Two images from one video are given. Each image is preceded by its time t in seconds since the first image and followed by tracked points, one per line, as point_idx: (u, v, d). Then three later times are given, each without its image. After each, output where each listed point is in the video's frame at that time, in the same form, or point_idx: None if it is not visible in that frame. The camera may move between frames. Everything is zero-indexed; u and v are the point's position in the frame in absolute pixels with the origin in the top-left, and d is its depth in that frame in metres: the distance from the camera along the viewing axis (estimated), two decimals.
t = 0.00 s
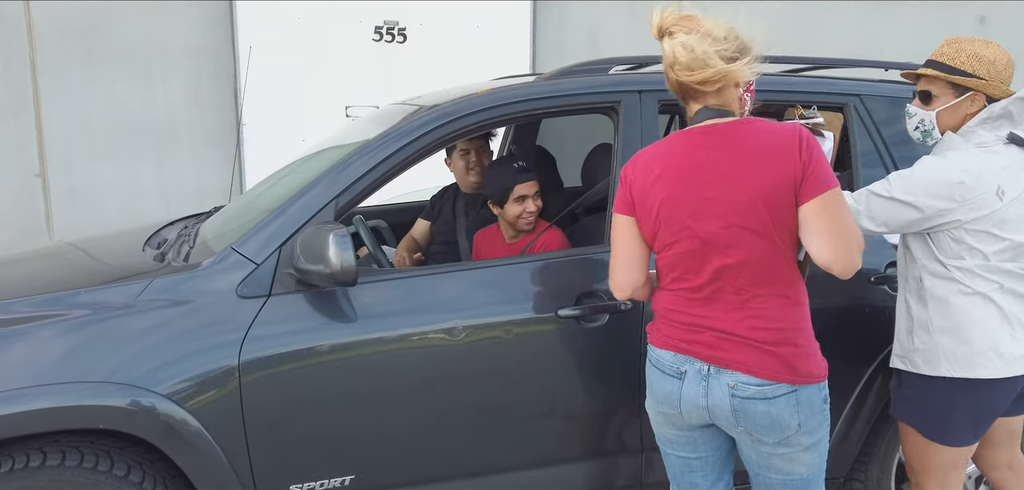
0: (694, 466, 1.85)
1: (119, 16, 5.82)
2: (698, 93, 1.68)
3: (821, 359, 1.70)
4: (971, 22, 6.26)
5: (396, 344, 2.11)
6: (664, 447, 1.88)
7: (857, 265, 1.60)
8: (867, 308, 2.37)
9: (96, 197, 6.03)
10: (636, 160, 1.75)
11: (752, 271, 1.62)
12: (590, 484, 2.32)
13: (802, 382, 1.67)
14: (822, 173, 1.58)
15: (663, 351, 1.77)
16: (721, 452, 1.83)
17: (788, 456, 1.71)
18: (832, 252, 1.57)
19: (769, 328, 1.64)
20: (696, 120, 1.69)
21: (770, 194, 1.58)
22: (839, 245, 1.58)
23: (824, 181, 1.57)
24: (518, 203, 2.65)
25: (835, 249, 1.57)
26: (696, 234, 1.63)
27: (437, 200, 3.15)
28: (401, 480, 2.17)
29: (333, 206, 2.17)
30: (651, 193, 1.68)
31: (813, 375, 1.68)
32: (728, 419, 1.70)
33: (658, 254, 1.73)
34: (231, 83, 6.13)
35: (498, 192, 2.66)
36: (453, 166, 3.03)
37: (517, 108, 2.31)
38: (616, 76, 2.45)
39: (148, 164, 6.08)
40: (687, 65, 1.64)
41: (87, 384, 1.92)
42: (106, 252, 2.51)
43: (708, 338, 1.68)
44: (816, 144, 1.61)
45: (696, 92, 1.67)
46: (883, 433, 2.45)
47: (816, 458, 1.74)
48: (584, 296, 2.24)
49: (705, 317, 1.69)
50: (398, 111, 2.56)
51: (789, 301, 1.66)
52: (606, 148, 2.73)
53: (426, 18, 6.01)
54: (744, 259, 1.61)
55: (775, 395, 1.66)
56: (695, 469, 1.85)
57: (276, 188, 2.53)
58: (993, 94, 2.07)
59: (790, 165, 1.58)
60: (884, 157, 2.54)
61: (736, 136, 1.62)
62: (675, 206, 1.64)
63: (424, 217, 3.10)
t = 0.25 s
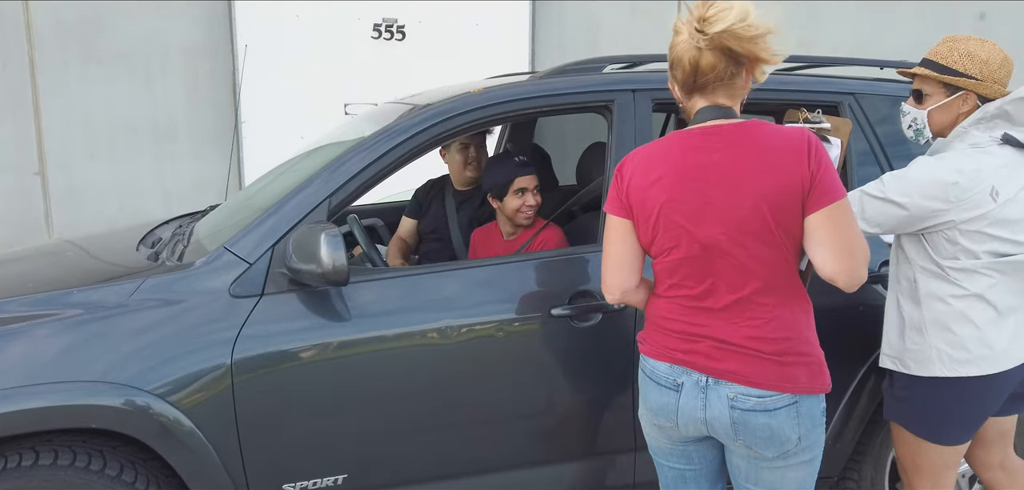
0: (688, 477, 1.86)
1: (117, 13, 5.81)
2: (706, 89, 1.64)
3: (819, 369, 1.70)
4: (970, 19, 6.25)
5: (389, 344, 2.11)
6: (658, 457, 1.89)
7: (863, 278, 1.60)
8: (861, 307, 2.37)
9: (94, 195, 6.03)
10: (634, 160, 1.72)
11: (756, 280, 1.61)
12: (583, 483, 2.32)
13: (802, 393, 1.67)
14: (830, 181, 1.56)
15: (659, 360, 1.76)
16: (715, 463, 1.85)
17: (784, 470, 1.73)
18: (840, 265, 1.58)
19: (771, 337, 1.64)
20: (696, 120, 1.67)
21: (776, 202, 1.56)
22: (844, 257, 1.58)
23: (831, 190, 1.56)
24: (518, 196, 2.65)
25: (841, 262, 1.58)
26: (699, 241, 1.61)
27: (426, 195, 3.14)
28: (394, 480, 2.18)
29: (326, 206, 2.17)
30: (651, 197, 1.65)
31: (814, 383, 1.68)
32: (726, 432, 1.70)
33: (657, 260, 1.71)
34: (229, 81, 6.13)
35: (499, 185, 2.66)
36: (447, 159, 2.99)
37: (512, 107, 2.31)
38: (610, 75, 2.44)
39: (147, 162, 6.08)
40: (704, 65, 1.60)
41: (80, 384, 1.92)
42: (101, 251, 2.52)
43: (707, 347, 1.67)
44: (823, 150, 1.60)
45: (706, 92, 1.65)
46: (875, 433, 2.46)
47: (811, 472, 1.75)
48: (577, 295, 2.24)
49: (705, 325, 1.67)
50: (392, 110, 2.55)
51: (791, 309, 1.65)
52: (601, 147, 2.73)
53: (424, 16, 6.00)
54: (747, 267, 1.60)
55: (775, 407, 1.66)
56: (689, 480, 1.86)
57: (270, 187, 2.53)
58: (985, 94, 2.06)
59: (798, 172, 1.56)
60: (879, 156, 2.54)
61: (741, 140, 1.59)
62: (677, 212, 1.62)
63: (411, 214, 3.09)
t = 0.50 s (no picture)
0: None
1: (115, 11, 5.82)
2: (730, 83, 1.57)
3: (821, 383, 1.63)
4: (970, 16, 6.23)
5: (380, 343, 2.12)
6: (657, 482, 1.75)
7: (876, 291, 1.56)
8: (852, 306, 2.38)
9: (93, 193, 6.05)
10: (636, 154, 1.60)
11: (765, 286, 1.53)
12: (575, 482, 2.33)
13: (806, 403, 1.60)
14: (849, 191, 1.53)
15: (656, 378, 1.63)
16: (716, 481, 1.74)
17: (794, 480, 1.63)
18: (858, 278, 1.54)
19: (777, 349, 1.56)
20: (708, 116, 1.58)
21: (795, 205, 1.50)
22: (862, 270, 1.54)
23: (850, 200, 1.53)
24: (516, 188, 2.68)
25: (859, 275, 1.54)
26: (709, 243, 1.51)
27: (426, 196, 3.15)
28: (385, 479, 2.19)
29: (318, 206, 2.18)
30: (658, 194, 1.54)
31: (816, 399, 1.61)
32: (735, 447, 1.59)
33: (656, 265, 1.59)
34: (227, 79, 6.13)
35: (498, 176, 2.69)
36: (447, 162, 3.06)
37: (504, 107, 2.31)
38: (602, 75, 2.45)
39: (145, 160, 6.09)
40: (736, 56, 1.53)
41: (72, 383, 1.93)
42: (95, 251, 2.53)
43: (709, 360, 1.57)
44: (840, 160, 1.56)
45: (730, 85, 1.57)
46: (867, 433, 2.48)
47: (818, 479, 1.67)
48: (568, 295, 2.25)
49: (708, 335, 1.57)
50: (385, 109, 2.56)
51: (795, 322, 1.58)
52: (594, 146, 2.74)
53: (423, 14, 6.00)
54: (758, 272, 1.52)
55: (785, 413, 1.57)
56: None
57: (263, 186, 2.53)
58: (972, 94, 2.06)
59: (821, 177, 1.51)
60: (871, 155, 2.54)
61: (760, 139, 1.53)
62: (687, 211, 1.52)
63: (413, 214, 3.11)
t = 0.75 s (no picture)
0: None
1: (115, 9, 5.83)
2: (719, 81, 1.57)
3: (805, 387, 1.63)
4: (970, 15, 6.23)
5: (373, 342, 2.13)
6: None
7: (862, 297, 1.56)
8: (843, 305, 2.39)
9: (93, 191, 6.07)
10: (621, 153, 1.58)
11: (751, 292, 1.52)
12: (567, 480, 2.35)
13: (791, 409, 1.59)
14: (836, 195, 1.53)
15: (640, 385, 1.61)
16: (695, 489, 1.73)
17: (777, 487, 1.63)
18: (846, 281, 1.54)
19: (761, 355, 1.55)
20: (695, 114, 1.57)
21: (782, 209, 1.49)
22: (848, 272, 1.54)
23: (838, 204, 1.53)
24: (512, 184, 2.69)
25: (846, 277, 1.54)
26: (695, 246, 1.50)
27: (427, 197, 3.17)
28: (379, 476, 2.21)
29: (312, 205, 2.19)
30: (643, 195, 1.52)
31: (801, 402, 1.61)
32: (720, 454, 1.58)
33: (640, 268, 1.58)
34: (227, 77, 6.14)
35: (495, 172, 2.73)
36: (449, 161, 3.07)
37: (497, 107, 2.32)
38: (596, 74, 2.46)
39: (145, 158, 6.10)
40: (726, 53, 1.53)
41: (67, 381, 1.95)
42: (91, 249, 2.54)
43: (694, 366, 1.55)
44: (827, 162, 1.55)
45: (719, 82, 1.56)
46: (858, 429, 2.48)
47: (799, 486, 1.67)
48: (560, 294, 2.26)
49: (693, 341, 1.56)
50: (380, 109, 2.57)
51: (780, 327, 1.57)
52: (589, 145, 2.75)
53: (422, 12, 6.01)
54: (744, 277, 1.51)
55: (771, 419, 1.57)
56: None
57: (258, 186, 2.55)
58: (962, 94, 2.06)
59: (809, 180, 1.51)
60: (864, 155, 2.55)
61: (747, 140, 1.52)
62: (673, 214, 1.50)
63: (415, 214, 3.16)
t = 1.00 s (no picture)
0: None
1: (116, 7, 5.84)
2: (683, 84, 1.56)
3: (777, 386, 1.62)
4: (972, 13, 6.22)
5: (373, 341, 2.14)
6: None
7: (821, 299, 1.53)
8: (842, 305, 2.39)
9: (94, 190, 6.08)
10: (587, 157, 1.60)
11: (712, 293, 1.52)
12: (567, 478, 2.36)
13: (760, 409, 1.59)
14: (796, 194, 1.51)
15: (610, 384, 1.63)
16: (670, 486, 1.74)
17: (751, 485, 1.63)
18: (803, 287, 1.51)
19: (725, 356, 1.55)
20: (660, 117, 1.58)
21: (737, 211, 1.48)
22: (805, 280, 1.51)
23: (797, 204, 1.50)
24: (511, 183, 2.70)
25: (804, 284, 1.51)
26: (654, 249, 1.51)
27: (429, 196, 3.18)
28: (378, 474, 2.22)
29: (312, 205, 2.20)
30: (604, 199, 1.54)
31: (771, 403, 1.60)
32: (691, 452, 1.59)
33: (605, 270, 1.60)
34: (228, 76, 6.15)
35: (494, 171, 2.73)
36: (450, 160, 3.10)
37: (496, 107, 2.33)
38: (595, 74, 2.47)
39: (146, 157, 6.11)
40: (689, 56, 1.52)
41: (68, 380, 1.96)
42: (92, 248, 2.55)
43: (658, 366, 1.57)
44: (789, 161, 1.53)
45: (683, 85, 1.56)
46: (857, 429, 2.49)
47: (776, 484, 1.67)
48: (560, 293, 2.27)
49: (656, 342, 1.57)
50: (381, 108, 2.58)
51: (746, 327, 1.57)
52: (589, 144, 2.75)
53: (423, 10, 6.01)
54: (703, 279, 1.51)
55: (740, 418, 1.57)
56: None
57: (259, 186, 2.56)
58: (967, 94, 2.07)
59: (766, 180, 1.49)
60: (863, 155, 2.56)
61: (705, 142, 1.51)
62: (632, 217, 1.51)
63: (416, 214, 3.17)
